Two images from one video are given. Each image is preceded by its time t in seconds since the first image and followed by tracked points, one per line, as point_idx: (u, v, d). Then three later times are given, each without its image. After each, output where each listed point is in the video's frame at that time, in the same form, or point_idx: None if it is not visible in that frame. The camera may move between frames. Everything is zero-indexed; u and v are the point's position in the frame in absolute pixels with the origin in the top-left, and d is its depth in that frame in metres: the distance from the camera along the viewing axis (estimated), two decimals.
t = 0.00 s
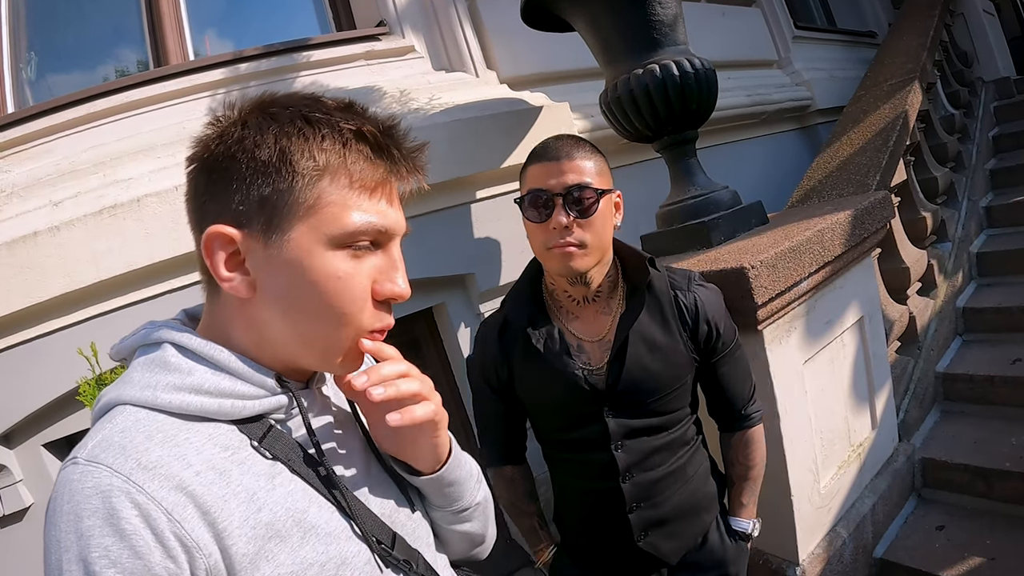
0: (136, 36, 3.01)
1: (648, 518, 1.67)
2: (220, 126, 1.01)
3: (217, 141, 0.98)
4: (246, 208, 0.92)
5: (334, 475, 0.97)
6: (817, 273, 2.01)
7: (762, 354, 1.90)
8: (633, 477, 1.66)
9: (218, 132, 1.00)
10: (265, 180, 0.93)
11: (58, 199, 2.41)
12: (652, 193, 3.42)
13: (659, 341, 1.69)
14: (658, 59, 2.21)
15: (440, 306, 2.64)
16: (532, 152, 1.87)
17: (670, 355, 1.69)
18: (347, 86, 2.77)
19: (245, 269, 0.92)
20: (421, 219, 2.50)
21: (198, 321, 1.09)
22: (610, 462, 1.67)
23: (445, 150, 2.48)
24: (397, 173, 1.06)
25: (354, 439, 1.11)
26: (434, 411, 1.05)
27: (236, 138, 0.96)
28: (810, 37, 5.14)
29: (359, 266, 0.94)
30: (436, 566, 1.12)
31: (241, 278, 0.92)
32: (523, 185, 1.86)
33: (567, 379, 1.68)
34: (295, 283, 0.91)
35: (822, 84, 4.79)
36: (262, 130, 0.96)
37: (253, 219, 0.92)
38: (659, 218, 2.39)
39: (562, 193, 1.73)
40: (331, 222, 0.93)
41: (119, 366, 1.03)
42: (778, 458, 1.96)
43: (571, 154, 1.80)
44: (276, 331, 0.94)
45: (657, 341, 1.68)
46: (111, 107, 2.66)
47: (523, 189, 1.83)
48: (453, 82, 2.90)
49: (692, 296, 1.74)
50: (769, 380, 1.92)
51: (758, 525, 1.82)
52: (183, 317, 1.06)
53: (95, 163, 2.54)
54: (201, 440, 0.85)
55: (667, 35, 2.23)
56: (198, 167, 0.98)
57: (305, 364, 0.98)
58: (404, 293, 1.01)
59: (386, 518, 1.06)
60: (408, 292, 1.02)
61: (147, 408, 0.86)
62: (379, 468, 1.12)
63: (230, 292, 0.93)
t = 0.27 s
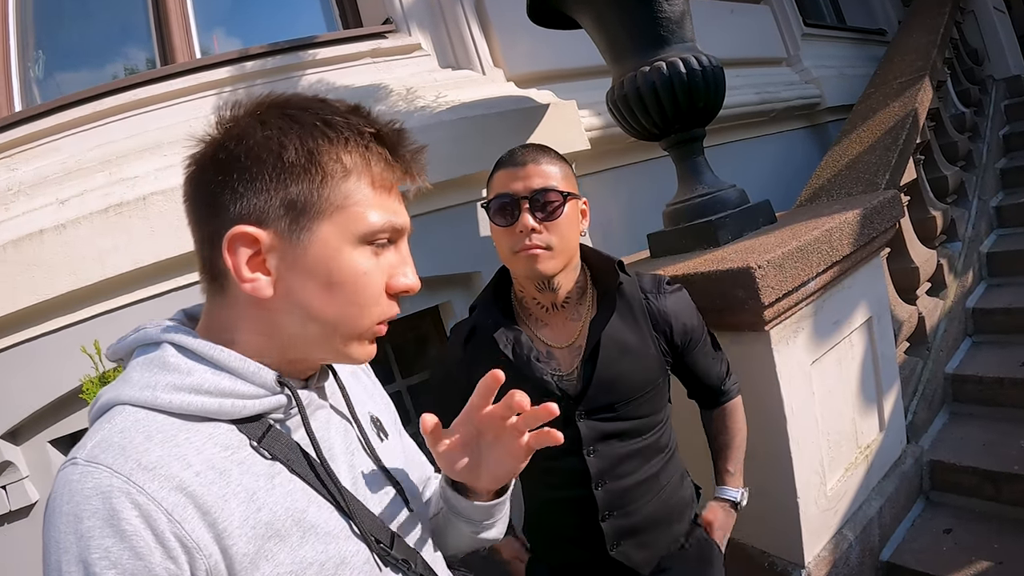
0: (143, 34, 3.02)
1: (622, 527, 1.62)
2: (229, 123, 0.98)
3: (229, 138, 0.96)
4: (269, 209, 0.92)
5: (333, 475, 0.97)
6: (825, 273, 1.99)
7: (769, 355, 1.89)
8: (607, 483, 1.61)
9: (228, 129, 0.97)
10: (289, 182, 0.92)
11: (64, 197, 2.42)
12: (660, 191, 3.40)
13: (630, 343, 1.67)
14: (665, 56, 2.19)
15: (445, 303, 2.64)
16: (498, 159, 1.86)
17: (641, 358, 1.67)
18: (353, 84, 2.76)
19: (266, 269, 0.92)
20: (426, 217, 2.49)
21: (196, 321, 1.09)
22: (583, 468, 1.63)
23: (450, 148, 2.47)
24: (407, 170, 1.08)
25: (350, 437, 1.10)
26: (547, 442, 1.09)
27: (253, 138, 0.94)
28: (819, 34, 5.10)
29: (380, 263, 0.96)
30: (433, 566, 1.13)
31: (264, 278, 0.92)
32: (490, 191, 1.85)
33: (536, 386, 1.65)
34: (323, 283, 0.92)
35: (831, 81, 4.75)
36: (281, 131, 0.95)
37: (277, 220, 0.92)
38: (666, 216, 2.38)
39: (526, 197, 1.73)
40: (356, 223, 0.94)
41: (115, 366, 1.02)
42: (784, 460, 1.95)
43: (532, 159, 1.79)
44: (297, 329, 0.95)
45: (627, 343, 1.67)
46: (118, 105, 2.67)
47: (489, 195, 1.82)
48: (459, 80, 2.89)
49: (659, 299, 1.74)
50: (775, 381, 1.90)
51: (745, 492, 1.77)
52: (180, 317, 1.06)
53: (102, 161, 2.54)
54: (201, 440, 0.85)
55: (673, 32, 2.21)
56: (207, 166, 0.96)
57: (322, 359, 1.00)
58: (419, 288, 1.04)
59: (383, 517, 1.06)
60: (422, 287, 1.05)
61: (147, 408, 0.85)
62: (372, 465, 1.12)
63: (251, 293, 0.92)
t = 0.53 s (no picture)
0: (148, 38, 3.03)
1: (625, 524, 1.60)
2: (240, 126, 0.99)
3: (242, 141, 0.97)
4: (291, 212, 0.95)
5: (332, 471, 0.96)
6: (835, 265, 1.96)
7: (779, 350, 1.86)
8: (611, 479, 1.60)
9: (239, 132, 0.99)
10: (311, 186, 0.97)
11: (72, 201, 2.43)
12: (668, 185, 3.37)
13: (630, 339, 1.66)
14: (669, 48, 2.16)
15: (455, 301, 2.64)
16: (499, 156, 1.85)
17: (644, 353, 1.65)
18: (358, 83, 2.76)
19: (287, 272, 0.95)
20: (432, 215, 2.48)
21: (192, 322, 1.09)
22: (587, 465, 1.61)
23: (455, 144, 2.46)
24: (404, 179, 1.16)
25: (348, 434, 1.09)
26: (507, 391, 1.08)
27: (270, 142, 0.97)
28: (828, 24, 5.03)
29: (394, 264, 1.04)
30: (432, 564, 1.11)
31: (286, 280, 0.94)
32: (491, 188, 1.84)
33: (539, 383, 1.64)
34: (345, 283, 0.97)
35: (841, 71, 4.68)
36: (299, 136, 0.99)
37: (299, 222, 0.96)
38: (674, 209, 2.36)
39: (528, 192, 1.72)
40: (373, 225, 1.01)
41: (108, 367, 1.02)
42: (795, 455, 1.92)
43: (533, 156, 1.78)
44: (315, 327, 0.99)
45: (627, 339, 1.66)
46: (124, 109, 2.68)
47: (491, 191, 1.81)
48: (464, 76, 2.87)
49: (660, 293, 1.72)
50: (785, 376, 1.87)
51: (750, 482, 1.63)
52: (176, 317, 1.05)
53: (109, 166, 2.55)
54: (200, 437, 0.84)
55: (678, 23, 2.18)
56: (219, 169, 0.96)
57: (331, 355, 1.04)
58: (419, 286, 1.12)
59: (384, 515, 1.04)
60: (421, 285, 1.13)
61: (146, 405, 0.84)
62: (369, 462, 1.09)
63: (272, 295, 0.94)
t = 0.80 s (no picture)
0: (168, 33, 3.04)
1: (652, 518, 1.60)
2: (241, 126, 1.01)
3: (241, 142, 0.99)
4: (290, 213, 0.96)
5: (330, 476, 0.95)
6: (858, 265, 1.92)
7: (799, 351, 1.83)
8: (636, 474, 1.62)
9: (239, 133, 1.00)
10: (311, 187, 0.98)
11: (91, 196, 2.46)
12: (689, 180, 3.32)
13: (653, 334, 1.65)
14: (690, 41, 2.13)
15: (473, 296, 2.63)
16: (535, 147, 1.83)
17: (671, 349, 1.65)
18: (376, 77, 2.75)
19: (287, 273, 0.96)
20: (449, 210, 2.47)
21: (192, 324, 1.09)
22: (612, 460, 1.63)
23: (473, 138, 2.44)
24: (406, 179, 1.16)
25: (348, 438, 1.09)
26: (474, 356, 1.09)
27: (270, 143, 0.99)
28: (852, 18, 4.94)
29: (395, 265, 1.04)
30: (431, 568, 1.11)
31: (285, 281, 0.96)
32: (526, 178, 1.82)
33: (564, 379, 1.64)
34: (345, 284, 0.98)
35: (865, 66, 4.59)
36: (299, 138, 1.00)
37: (298, 224, 0.97)
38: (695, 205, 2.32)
39: (564, 183, 1.70)
40: (373, 227, 1.02)
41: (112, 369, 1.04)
42: (813, 458, 1.89)
43: (570, 146, 1.75)
44: (313, 330, 0.99)
45: (654, 334, 1.65)
46: (144, 103, 2.69)
47: (526, 181, 1.79)
48: (482, 70, 2.85)
49: (685, 289, 1.70)
50: (805, 378, 1.84)
51: (654, 522, 1.43)
52: (176, 319, 1.06)
53: (128, 161, 2.57)
54: (196, 442, 0.85)
55: (699, 16, 2.15)
56: (219, 170, 0.97)
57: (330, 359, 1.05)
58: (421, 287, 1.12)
59: (383, 520, 1.03)
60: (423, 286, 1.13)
61: (142, 409, 0.86)
62: (367, 467, 1.08)
63: (272, 296, 0.95)
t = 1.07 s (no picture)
0: (182, 20, 3.05)
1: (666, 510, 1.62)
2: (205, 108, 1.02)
3: (205, 123, 1.00)
4: (254, 188, 0.97)
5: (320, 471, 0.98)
6: (870, 260, 1.91)
7: (810, 346, 1.82)
8: (652, 467, 1.63)
9: (203, 115, 1.02)
10: (272, 161, 0.98)
11: (105, 182, 2.48)
12: (702, 173, 3.29)
13: (675, 325, 1.65)
14: (705, 32, 2.11)
15: (485, 287, 2.64)
16: (562, 134, 1.82)
17: (691, 341, 1.65)
18: (389, 65, 2.74)
19: (253, 249, 0.96)
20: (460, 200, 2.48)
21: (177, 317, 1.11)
22: (629, 452, 1.64)
23: (486, 127, 2.44)
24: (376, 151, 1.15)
25: (338, 432, 1.11)
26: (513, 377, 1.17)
27: (233, 121, 1.00)
28: (869, 11, 4.88)
29: (365, 237, 1.03)
30: (426, 564, 1.14)
31: (252, 259, 0.96)
32: (552, 165, 1.82)
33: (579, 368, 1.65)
34: (312, 258, 0.97)
35: (881, 60, 4.54)
36: (258, 115, 1.01)
37: (262, 199, 0.97)
38: (708, 198, 2.31)
39: (589, 169, 1.70)
40: (339, 197, 1.01)
41: (97, 364, 1.05)
42: (821, 453, 1.89)
43: (599, 133, 1.75)
44: (285, 308, 0.99)
45: (675, 325, 1.65)
46: (159, 90, 2.70)
47: (554, 168, 1.79)
48: (496, 59, 2.84)
49: (708, 280, 1.69)
50: (815, 373, 1.83)
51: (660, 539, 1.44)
52: (161, 313, 1.07)
53: (142, 147, 2.59)
54: (181, 439, 0.87)
55: (714, 7, 2.13)
56: (184, 153, 0.99)
57: (306, 340, 1.04)
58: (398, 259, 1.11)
59: (376, 514, 1.06)
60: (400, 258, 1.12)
61: (125, 407, 0.88)
62: (359, 459, 1.12)
63: (240, 275, 0.95)
